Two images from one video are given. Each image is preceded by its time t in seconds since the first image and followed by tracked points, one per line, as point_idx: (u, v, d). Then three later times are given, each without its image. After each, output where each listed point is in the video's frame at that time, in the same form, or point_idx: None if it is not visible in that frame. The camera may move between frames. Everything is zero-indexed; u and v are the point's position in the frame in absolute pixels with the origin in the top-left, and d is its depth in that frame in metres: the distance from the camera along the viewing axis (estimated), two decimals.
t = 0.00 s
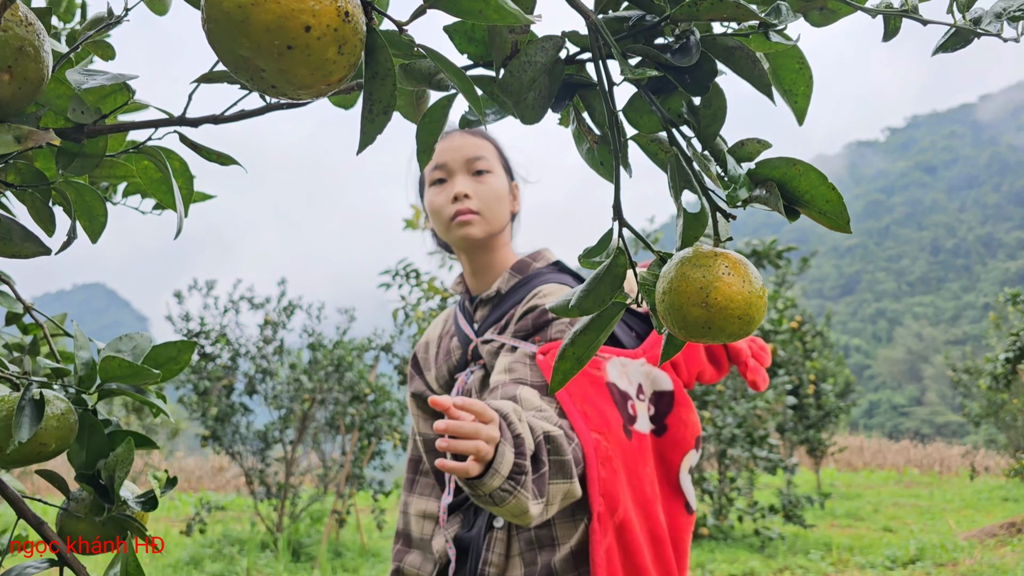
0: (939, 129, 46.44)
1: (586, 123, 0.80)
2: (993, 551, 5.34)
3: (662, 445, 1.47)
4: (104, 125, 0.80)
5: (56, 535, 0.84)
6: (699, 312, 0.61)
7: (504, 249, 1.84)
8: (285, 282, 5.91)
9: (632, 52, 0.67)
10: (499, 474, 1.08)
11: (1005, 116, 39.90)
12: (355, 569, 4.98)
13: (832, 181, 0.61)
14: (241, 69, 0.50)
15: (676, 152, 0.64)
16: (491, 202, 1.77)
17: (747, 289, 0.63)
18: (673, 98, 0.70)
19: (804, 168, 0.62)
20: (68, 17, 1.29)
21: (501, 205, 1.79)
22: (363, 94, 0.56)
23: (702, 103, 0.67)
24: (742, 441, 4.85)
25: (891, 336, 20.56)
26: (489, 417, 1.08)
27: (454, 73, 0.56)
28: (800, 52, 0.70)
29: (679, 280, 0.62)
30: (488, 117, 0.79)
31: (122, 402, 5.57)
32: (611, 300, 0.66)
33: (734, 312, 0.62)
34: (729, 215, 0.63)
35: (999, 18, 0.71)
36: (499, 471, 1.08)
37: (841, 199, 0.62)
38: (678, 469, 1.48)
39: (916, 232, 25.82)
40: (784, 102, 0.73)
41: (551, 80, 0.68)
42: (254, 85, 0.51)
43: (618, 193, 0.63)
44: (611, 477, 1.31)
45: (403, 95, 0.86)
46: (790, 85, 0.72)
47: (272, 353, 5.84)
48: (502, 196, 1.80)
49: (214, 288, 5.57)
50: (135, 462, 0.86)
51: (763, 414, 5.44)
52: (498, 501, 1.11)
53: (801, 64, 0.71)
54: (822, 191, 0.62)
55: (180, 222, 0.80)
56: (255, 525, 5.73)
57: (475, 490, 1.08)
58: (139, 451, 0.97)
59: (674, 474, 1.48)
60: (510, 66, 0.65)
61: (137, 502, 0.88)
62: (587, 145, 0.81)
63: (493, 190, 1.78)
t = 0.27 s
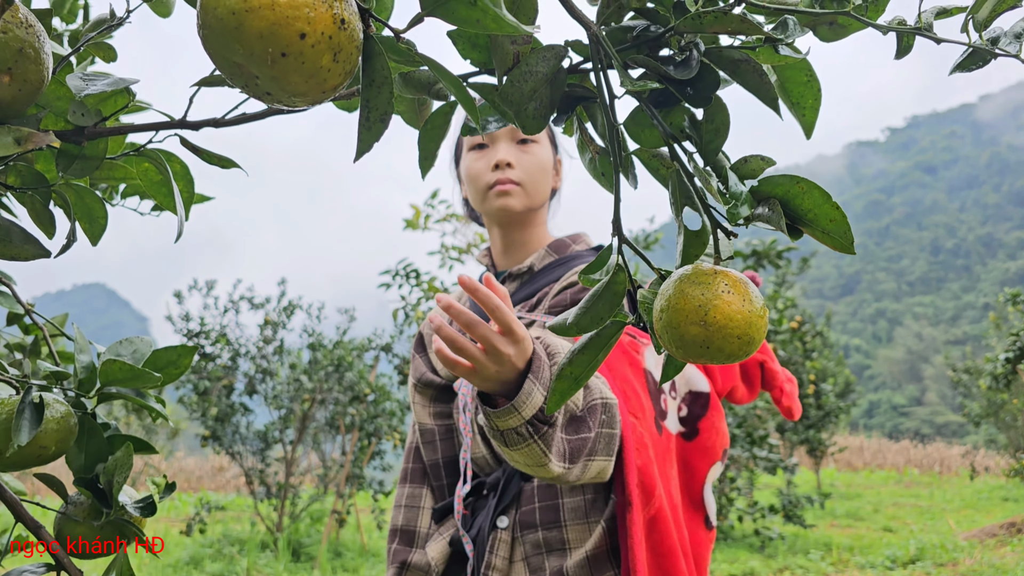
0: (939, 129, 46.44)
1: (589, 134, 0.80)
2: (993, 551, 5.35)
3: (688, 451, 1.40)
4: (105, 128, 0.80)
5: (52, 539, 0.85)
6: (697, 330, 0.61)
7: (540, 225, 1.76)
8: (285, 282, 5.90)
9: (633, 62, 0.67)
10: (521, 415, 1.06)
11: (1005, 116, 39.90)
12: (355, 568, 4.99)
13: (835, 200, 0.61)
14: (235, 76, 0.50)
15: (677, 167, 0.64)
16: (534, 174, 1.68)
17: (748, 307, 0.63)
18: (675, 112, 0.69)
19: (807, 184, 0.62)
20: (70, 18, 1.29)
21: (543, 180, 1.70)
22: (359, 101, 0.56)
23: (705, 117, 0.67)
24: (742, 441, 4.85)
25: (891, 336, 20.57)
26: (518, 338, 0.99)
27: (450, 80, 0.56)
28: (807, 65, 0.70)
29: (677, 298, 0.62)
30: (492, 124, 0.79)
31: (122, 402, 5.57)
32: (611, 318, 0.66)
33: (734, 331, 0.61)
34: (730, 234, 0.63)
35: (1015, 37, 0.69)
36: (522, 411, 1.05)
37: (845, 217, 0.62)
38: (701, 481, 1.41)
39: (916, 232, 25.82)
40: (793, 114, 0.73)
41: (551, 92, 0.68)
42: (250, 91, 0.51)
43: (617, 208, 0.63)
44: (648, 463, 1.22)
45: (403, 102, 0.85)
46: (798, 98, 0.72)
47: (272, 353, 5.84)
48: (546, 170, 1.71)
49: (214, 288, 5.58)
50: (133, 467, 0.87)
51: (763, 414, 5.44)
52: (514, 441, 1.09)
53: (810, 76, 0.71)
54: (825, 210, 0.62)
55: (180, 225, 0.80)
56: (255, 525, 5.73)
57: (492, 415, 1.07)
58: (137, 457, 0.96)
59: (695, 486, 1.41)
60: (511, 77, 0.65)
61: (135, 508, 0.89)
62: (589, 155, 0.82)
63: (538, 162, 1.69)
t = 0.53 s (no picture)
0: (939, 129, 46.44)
1: (590, 115, 0.79)
2: (993, 551, 5.35)
3: (702, 444, 1.25)
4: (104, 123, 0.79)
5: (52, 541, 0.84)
6: (702, 301, 0.60)
7: (565, 204, 1.59)
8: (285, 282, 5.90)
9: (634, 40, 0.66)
10: (497, 410, 0.91)
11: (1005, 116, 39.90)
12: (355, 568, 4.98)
13: (838, 166, 0.61)
14: (236, 64, 0.49)
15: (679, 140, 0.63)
16: (565, 147, 1.51)
17: (753, 277, 0.62)
18: (675, 86, 0.69)
19: (810, 153, 0.62)
20: (69, 17, 1.28)
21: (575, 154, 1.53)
22: (360, 91, 0.55)
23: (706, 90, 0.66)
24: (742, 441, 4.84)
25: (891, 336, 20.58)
26: (474, 297, 0.75)
27: (456, 70, 0.55)
28: (805, 42, 0.69)
29: (682, 270, 0.62)
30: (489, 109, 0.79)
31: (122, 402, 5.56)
32: (614, 296, 0.66)
33: (738, 302, 0.61)
34: (735, 203, 0.62)
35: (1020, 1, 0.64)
36: (497, 404, 0.90)
37: (848, 184, 0.61)
38: (717, 479, 1.25)
39: (916, 232, 25.82)
40: (791, 95, 0.70)
41: (550, 73, 0.67)
42: (250, 80, 0.51)
43: (620, 184, 0.63)
44: (652, 442, 1.12)
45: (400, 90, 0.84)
46: (796, 77, 0.70)
47: (272, 353, 5.84)
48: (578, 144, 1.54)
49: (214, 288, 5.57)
50: (132, 469, 0.87)
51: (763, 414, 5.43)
52: (497, 435, 0.95)
53: (808, 55, 0.70)
54: (829, 177, 0.62)
55: (180, 221, 0.80)
56: (255, 525, 5.73)
57: (463, 416, 0.91)
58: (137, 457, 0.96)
59: (711, 484, 1.26)
60: (510, 59, 0.65)
61: (133, 509, 0.88)
62: (590, 137, 0.82)
63: (572, 134, 1.52)
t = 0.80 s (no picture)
0: (939, 129, 46.44)
1: (589, 109, 0.79)
2: (993, 551, 5.36)
3: (701, 429, 1.26)
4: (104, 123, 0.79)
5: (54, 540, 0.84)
6: (712, 290, 0.60)
7: (565, 182, 1.55)
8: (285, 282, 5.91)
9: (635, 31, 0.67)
10: (473, 360, 0.88)
11: (1005, 116, 39.91)
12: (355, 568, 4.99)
13: (841, 151, 0.61)
14: (238, 65, 0.50)
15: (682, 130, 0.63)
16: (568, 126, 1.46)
17: (760, 265, 0.63)
18: (677, 76, 0.69)
19: (813, 140, 0.62)
20: (69, 18, 1.29)
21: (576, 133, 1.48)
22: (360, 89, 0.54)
23: (707, 79, 0.67)
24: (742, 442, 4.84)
25: (891, 337, 20.58)
26: (430, 238, 0.73)
27: (456, 67, 0.56)
28: (800, 34, 0.68)
29: (690, 259, 0.62)
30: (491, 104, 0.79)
31: (122, 402, 5.57)
32: (619, 283, 0.64)
33: (747, 289, 0.61)
34: (740, 191, 0.62)
35: None
36: (473, 353, 0.87)
37: (851, 170, 0.62)
38: (718, 465, 1.26)
39: (915, 232, 25.82)
40: (785, 88, 0.70)
41: (551, 66, 0.68)
42: (252, 79, 0.51)
43: (624, 175, 0.62)
44: (640, 428, 1.11)
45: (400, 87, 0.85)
46: (791, 70, 0.70)
47: (272, 353, 5.84)
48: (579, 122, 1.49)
49: (214, 288, 5.58)
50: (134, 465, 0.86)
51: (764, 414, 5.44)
52: (476, 390, 0.91)
53: (805, 49, 0.69)
54: (832, 162, 0.62)
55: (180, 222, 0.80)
56: (255, 525, 5.73)
57: (434, 369, 0.88)
58: (140, 453, 0.96)
59: (712, 469, 1.26)
60: (510, 53, 0.65)
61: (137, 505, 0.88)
62: (591, 130, 0.82)
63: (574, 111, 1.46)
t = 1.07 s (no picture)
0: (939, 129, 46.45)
1: (587, 131, 0.80)
2: (993, 551, 5.37)
3: (702, 418, 1.22)
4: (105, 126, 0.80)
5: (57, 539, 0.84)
6: (696, 324, 0.61)
7: (554, 172, 1.49)
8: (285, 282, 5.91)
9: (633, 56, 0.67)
10: (430, 367, 0.83)
11: (1004, 116, 39.91)
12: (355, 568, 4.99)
13: (833, 195, 0.62)
14: (232, 75, 0.50)
15: (676, 161, 0.64)
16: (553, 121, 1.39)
17: (745, 299, 0.63)
18: (673, 106, 0.70)
19: (805, 179, 0.62)
20: (69, 19, 1.29)
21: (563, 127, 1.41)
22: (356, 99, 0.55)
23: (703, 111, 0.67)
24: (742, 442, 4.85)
25: (891, 337, 20.59)
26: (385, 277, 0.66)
27: (453, 84, 0.56)
28: (805, 58, 0.72)
29: (675, 291, 0.62)
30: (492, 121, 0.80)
31: (122, 402, 5.57)
32: (608, 309, 0.64)
33: (731, 324, 0.62)
34: (730, 224, 0.63)
35: (1010, 32, 0.69)
36: (430, 360, 0.83)
37: (842, 211, 0.63)
38: (719, 455, 1.23)
39: (916, 232, 25.81)
40: (789, 107, 0.75)
41: (551, 86, 0.69)
42: (245, 90, 0.51)
43: (617, 200, 0.63)
44: (624, 423, 1.09)
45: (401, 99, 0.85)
46: (795, 91, 0.74)
47: (272, 353, 5.84)
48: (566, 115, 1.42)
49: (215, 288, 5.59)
50: (135, 462, 0.86)
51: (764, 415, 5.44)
52: (433, 397, 0.87)
53: (807, 68, 0.72)
54: (823, 204, 0.63)
55: (180, 224, 0.80)
56: (255, 525, 5.74)
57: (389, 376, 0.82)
58: (141, 451, 0.96)
59: (713, 460, 1.23)
60: (510, 73, 0.65)
61: (139, 502, 0.89)
62: (588, 151, 0.82)
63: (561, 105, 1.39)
